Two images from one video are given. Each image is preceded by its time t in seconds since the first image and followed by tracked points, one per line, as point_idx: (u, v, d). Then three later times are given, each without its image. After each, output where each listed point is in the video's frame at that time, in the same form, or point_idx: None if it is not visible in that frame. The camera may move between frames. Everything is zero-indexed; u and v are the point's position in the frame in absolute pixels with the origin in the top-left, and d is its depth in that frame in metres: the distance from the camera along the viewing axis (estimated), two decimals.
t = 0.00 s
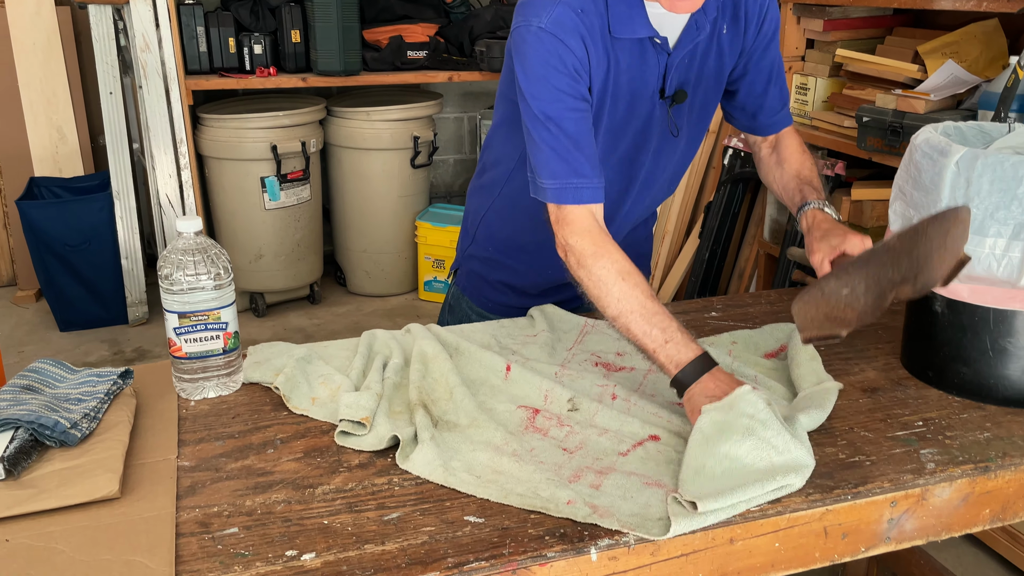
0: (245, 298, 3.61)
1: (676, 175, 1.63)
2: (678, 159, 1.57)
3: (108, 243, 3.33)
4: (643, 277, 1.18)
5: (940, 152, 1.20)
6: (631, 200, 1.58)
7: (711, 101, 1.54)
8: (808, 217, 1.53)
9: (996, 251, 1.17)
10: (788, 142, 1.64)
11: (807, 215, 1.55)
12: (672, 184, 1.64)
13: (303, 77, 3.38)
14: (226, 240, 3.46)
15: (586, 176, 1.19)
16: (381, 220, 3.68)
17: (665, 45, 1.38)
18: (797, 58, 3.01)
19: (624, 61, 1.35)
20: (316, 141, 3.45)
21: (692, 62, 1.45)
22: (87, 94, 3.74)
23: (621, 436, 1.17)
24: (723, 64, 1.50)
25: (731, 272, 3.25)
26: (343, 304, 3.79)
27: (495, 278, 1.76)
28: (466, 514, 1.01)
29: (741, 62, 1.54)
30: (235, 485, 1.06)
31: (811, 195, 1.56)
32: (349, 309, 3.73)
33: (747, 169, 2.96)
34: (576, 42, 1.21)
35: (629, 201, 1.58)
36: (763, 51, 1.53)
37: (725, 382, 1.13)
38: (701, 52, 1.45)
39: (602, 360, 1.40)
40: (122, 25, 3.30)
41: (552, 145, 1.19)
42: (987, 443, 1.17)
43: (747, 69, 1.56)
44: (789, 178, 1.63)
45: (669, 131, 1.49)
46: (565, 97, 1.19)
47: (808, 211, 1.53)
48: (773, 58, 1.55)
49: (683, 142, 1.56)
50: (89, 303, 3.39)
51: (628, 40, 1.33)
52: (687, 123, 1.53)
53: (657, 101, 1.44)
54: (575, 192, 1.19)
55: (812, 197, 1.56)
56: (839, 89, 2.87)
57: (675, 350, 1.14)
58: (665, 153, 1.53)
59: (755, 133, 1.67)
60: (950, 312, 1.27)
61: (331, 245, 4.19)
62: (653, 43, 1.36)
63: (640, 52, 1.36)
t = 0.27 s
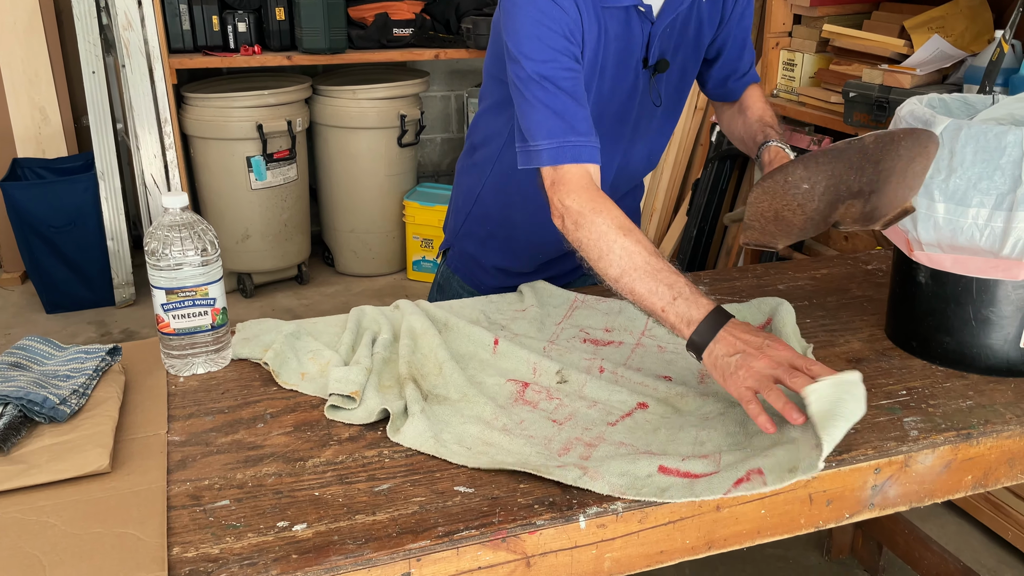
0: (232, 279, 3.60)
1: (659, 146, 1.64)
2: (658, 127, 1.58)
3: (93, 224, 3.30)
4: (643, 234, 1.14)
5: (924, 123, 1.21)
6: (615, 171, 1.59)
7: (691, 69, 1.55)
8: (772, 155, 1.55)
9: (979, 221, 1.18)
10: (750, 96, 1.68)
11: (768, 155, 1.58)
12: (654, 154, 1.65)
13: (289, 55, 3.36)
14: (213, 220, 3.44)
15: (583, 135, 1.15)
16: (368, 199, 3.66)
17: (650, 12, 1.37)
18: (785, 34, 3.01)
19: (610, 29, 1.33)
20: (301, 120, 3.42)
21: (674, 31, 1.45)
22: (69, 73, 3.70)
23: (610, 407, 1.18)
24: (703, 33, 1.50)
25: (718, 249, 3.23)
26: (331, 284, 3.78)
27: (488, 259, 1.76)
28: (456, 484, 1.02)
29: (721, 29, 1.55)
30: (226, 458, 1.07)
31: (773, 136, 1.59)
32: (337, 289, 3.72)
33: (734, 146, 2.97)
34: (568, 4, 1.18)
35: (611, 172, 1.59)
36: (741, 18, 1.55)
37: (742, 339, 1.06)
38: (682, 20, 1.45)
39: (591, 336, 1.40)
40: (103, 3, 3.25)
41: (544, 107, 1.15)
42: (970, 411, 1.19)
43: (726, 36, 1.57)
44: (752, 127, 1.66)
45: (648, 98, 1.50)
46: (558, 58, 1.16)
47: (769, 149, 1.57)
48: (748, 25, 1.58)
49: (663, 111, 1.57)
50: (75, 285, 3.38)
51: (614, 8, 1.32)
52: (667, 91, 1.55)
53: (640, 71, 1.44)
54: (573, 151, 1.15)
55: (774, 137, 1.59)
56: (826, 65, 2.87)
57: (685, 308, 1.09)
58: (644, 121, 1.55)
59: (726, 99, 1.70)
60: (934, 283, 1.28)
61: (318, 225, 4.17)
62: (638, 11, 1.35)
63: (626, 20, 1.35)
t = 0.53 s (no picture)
0: (223, 267, 3.59)
1: (653, 134, 1.64)
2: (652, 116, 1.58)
3: (82, 212, 3.28)
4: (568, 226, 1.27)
5: (912, 108, 1.22)
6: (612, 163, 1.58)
7: (685, 56, 1.56)
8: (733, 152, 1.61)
9: (966, 205, 1.19)
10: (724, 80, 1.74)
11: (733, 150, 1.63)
12: (649, 142, 1.66)
13: (277, 41, 3.34)
14: (203, 208, 3.43)
15: (528, 142, 1.23)
16: (359, 186, 3.66)
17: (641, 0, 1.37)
18: (775, 20, 3.01)
19: (602, 18, 1.33)
20: (291, 107, 3.41)
21: (668, 18, 1.45)
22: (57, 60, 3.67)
23: (600, 392, 1.19)
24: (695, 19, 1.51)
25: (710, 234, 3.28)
26: (322, 272, 3.78)
27: (482, 252, 1.76)
28: (447, 468, 1.02)
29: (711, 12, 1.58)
30: (217, 444, 1.07)
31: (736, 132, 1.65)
32: (328, 277, 3.72)
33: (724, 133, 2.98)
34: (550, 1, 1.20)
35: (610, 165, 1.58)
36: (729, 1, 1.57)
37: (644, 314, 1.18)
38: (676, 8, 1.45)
39: (582, 322, 1.40)
40: None
41: (505, 104, 1.21)
42: (956, 394, 1.20)
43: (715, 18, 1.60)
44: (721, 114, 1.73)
45: (642, 87, 1.50)
46: (531, 55, 1.19)
47: (734, 148, 1.61)
48: (734, 10, 1.60)
49: (658, 100, 1.56)
50: (65, 273, 3.37)
51: None
52: (662, 80, 1.54)
53: (633, 58, 1.43)
54: (515, 157, 1.23)
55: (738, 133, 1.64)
56: (816, 51, 2.87)
57: (600, 288, 1.22)
58: (640, 112, 1.54)
59: (703, 80, 1.75)
60: (922, 267, 1.29)
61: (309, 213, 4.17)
62: None
63: (616, 8, 1.35)
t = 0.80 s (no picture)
0: (218, 261, 3.59)
1: (645, 128, 1.64)
2: (642, 109, 1.59)
3: (76, 205, 3.27)
4: (491, 216, 1.36)
5: (907, 104, 1.22)
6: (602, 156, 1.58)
7: (675, 49, 1.56)
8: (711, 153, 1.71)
9: (962, 200, 1.19)
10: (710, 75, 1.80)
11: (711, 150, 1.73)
12: (643, 135, 1.66)
13: (272, 34, 3.33)
14: (198, 202, 3.41)
15: (473, 132, 1.30)
16: (354, 180, 3.65)
17: None
18: (771, 14, 3.01)
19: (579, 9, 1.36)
20: (286, 100, 3.39)
21: (653, 9, 1.46)
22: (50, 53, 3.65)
23: (595, 387, 1.19)
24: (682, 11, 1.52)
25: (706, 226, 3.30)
26: (317, 266, 3.78)
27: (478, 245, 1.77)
28: (443, 463, 1.02)
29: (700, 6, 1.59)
30: (213, 440, 1.07)
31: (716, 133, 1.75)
32: (324, 271, 3.72)
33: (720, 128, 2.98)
34: None
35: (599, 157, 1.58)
36: None
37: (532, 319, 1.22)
38: None
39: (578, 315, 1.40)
40: None
41: (458, 92, 1.28)
42: (951, 388, 1.20)
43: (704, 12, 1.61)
44: (705, 114, 1.80)
45: (628, 79, 1.50)
46: (489, 48, 1.25)
47: (712, 149, 1.71)
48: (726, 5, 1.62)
49: (648, 91, 1.57)
50: (59, 267, 3.36)
51: None
52: (651, 71, 1.55)
53: (617, 49, 1.44)
54: (461, 145, 1.30)
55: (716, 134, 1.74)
56: (812, 45, 2.87)
57: (497, 283, 1.29)
58: (629, 104, 1.54)
59: (694, 69, 1.78)
60: (917, 262, 1.30)
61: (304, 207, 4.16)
62: None
63: None
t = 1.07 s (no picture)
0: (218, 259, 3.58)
1: (626, 117, 1.64)
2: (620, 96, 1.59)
3: (76, 203, 3.27)
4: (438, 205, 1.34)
5: (913, 104, 1.21)
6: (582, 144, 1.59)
7: (654, 38, 1.56)
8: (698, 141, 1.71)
9: (967, 201, 1.19)
10: (699, 61, 1.79)
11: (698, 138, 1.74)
12: (626, 124, 1.66)
13: (273, 32, 3.32)
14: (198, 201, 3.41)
15: (434, 114, 1.30)
16: (354, 178, 3.64)
17: None
18: (774, 14, 3.00)
19: None
20: (287, 98, 3.39)
21: None
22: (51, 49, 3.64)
23: (598, 387, 1.18)
24: None
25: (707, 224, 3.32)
26: (317, 264, 3.78)
27: (473, 237, 1.77)
28: (446, 464, 1.02)
29: None
30: (215, 439, 1.07)
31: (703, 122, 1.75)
32: (324, 270, 3.72)
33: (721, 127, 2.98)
34: None
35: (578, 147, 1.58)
36: None
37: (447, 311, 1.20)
38: None
39: (580, 315, 1.40)
40: None
41: (421, 74, 1.29)
42: (955, 390, 1.20)
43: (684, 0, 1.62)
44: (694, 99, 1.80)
45: (601, 66, 1.51)
46: (450, 30, 1.27)
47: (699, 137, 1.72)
48: None
49: (626, 78, 1.57)
50: (59, 264, 3.35)
51: None
52: (628, 58, 1.55)
53: (587, 36, 1.46)
54: (419, 125, 1.31)
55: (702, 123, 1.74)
56: (814, 45, 2.86)
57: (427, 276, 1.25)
58: (604, 92, 1.55)
59: (683, 56, 1.77)
60: (921, 263, 1.29)
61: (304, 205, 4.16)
62: None
63: None
